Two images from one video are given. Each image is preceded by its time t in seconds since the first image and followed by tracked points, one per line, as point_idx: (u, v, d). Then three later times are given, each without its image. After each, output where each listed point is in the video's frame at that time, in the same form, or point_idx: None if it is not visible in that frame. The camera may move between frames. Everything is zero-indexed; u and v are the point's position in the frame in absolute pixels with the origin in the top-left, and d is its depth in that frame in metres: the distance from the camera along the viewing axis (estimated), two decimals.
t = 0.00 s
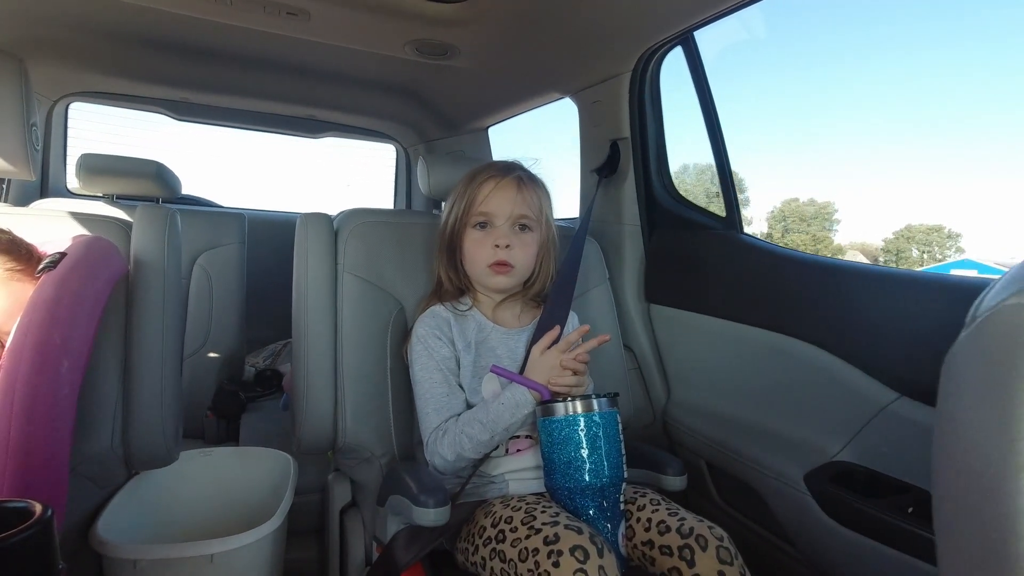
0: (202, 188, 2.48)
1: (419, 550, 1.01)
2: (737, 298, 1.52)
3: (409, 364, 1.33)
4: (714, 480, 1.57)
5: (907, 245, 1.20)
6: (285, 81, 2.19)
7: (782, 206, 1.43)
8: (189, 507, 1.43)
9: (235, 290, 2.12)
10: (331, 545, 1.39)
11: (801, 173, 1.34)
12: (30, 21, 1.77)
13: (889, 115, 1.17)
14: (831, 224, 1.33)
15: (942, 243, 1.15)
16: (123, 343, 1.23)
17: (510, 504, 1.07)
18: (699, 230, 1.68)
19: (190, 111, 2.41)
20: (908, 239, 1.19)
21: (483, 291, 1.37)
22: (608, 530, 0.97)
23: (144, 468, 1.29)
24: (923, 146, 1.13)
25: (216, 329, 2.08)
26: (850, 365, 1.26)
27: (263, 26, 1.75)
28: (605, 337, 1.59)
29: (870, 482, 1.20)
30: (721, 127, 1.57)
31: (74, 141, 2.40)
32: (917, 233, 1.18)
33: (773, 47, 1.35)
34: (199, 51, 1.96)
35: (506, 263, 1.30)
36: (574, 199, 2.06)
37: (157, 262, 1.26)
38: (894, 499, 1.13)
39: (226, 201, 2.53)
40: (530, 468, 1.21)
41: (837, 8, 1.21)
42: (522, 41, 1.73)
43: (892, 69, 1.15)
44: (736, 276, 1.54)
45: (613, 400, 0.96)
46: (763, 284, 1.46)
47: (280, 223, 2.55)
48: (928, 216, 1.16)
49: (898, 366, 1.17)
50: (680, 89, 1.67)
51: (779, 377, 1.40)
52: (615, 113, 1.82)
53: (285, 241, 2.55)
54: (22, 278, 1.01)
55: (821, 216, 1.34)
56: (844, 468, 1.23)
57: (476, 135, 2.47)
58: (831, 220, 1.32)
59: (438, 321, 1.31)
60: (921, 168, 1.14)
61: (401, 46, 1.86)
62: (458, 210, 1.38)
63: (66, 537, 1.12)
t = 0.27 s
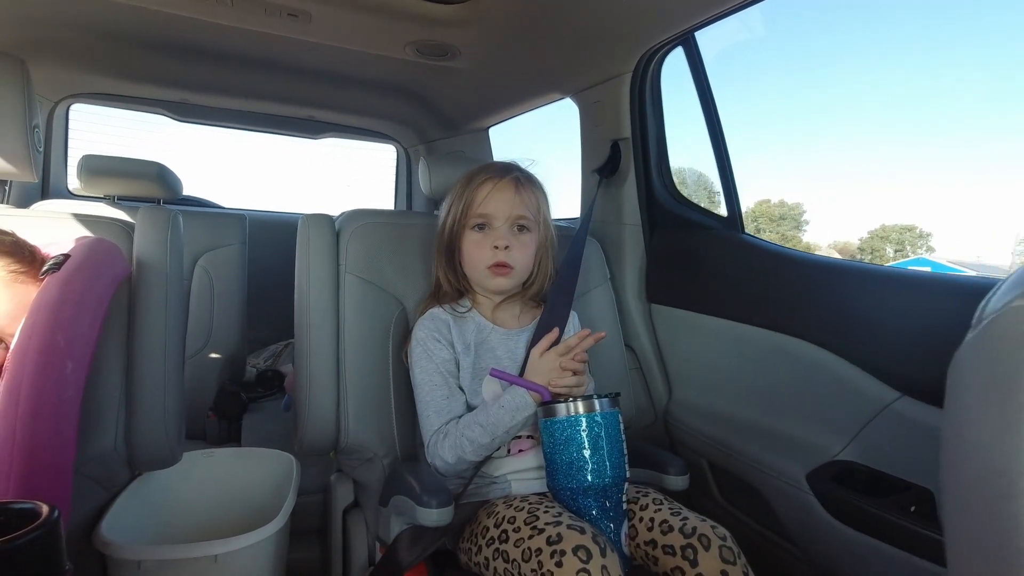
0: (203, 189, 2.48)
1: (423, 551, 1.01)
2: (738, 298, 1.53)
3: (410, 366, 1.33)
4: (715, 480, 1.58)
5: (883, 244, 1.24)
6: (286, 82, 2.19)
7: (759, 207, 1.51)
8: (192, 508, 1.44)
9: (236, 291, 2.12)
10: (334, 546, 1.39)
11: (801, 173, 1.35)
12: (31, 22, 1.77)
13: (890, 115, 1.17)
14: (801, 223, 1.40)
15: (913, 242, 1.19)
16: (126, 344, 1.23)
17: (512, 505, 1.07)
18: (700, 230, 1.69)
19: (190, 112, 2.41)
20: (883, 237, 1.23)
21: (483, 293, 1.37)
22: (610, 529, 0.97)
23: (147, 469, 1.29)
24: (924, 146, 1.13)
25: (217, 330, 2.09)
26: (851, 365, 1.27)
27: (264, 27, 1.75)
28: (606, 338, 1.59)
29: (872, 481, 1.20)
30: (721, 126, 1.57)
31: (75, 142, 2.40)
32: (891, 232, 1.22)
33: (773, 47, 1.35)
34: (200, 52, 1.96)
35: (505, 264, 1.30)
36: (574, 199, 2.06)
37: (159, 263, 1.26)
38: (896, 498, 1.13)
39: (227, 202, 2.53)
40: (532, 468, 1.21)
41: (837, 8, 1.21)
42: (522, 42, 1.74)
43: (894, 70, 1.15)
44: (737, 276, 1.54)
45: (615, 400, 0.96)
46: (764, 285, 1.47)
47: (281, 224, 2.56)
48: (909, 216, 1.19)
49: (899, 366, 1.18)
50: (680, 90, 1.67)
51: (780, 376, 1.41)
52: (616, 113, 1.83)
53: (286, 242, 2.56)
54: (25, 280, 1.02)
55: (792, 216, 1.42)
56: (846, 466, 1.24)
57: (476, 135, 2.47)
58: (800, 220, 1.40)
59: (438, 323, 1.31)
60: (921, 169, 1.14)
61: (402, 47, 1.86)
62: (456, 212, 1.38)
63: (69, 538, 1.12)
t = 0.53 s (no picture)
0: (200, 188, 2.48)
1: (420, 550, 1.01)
2: (735, 297, 1.53)
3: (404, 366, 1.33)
4: (713, 478, 1.58)
5: (857, 244, 1.28)
6: (284, 80, 2.19)
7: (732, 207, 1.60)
8: (190, 506, 1.44)
9: (234, 290, 2.12)
10: (332, 544, 1.39)
11: (797, 173, 1.35)
12: (29, 21, 1.77)
13: (886, 115, 1.17)
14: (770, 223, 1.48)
15: (885, 243, 1.23)
16: (123, 343, 1.24)
17: (509, 504, 1.07)
18: (696, 229, 1.69)
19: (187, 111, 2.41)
20: (857, 238, 1.28)
21: (475, 291, 1.38)
22: (606, 528, 0.98)
23: (145, 468, 1.30)
24: (919, 145, 1.13)
25: (215, 329, 2.09)
26: (847, 363, 1.27)
27: (261, 26, 1.75)
28: (603, 336, 1.59)
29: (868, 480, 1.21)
30: (719, 125, 1.57)
31: (72, 141, 2.40)
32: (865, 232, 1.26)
33: (770, 47, 1.35)
34: (198, 51, 1.96)
35: (496, 261, 1.30)
36: (572, 197, 2.07)
37: (156, 263, 1.26)
38: (892, 496, 1.13)
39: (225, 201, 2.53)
40: (529, 468, 1.21)
41: (834, 8, 1.22)
42: (520, 41, 1.74)
43: (892, 69, 1.15)
44: (733, 275, 1.54)
45: (610, 400, 0.96)
46: (761, 283, 1.47)
47: (278, 223, 2.55)
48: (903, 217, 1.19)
49: (895, 364, 1.18)
50: (677, 89, 1.68)
51: (776, 375, 1.41)
52: (613, 112, 1.83)
53: (284, 240, 2.55)
54: (22, 279, 1.02)
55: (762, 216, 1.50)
56: (842, 464, 1.24)
57: (474, 134, 2.47)
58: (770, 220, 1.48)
59: (431, 323, 1.31)
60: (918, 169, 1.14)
61: (399, 46, 1.86)
62: (446, 211, 1.39)
63: (67, 537, 1.12)
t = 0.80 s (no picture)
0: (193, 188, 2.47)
1: (415, 551, 1.01)
2: (730, 297, 1.53)
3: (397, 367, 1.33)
4: (709, 478, 1.58)
5: (830, 244, 1.33)
6: (278, 80, 2.18)
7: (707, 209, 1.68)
8: (183, 508, 1.43)
9: (227, 290, 2.11)
10: (326, 546, 1.38)
11: (793, 172, 1.35)
12: (20, 19, 1.75)
13: (882, 115, 1.17)
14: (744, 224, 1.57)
15: (857, 243, 1.27)
16: (115, 344, 1.23)
17: (504, 505, 1.07)
18: (691, 229, 1.69)
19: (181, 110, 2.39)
20: (829, 238, 1.32)
21: (468, 292, 1.37)
22: (602, 529, 0.97)
23: (137, 470, 1.28)
24: (914, 145, 1.13)
25: (209, 329, 2.07)
26: (843, 363, 1.27)
27: (255, 24, 1.74)
28: (598, 336, 1.59)
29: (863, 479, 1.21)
30: (714, 125, 1.57)
31: (64, 140, 2.38)
32: (838, 233, 1.30)
33: (765, 47, 1.35)
34: (191, 50, 1.95)
35: (489, 262, 1.30)
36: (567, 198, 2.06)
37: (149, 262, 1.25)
38: (887, 495, 1.13)
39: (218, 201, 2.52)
40: (524, 469, 1.21)
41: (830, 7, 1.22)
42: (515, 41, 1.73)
43: (887, 68, 1.15)
44: (728, 275, 1.54)
45: (606, 400, 0.96)
46: (755, 283, 1.47)
47: (273, 222, 2.54)
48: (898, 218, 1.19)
49: (890, 364, 1.18)
50: (673, 89, 1.67)
51: (772, 375, 1.41)
52: (609, 112, 1.83)
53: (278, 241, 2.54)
54: (12, 279, 0.99)
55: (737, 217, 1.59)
56: (838, 464, 1.24)
57: (469, 134, 2.47)
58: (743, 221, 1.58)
59: (424, 325, 1.31)
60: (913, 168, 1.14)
61: (394, 45, 1.86)
62: (438, 212, 1.38)
63: (58, 539, 1.11)
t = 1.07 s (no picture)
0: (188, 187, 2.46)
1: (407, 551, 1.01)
2: (723, 298, 1.53)
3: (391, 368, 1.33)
4: (702, 479, 1.58)
5: (804, 243, 1.37)
6: (272, 79, 2.18)
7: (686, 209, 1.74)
8: (174, 509, 1.42)
9: (221, 290, 2.10)
10: (319, 547, 1.38)
11: (785, 174, 1.35)
12: (12, 17, 1.75)
13: (873, 117, 1.18)
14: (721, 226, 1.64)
15: (829, 241, 1.31)
16: (107, 344, 1.22)
17: (496, 505, 1.07)
18: (685, 230, 1.69)
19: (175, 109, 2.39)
20: (803, 239, 1.36)
21: (463, 292, 1.37)
22: (593, 530, 0.98)
23: (128, 470, 1.28)
24: (905, 147, 1.14)
25: (202, 330, 2.07)
26: (834, 364, 1.27)
27: (249, 24, 1.74)
28: (591, 337, 1.59)
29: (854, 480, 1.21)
30: (708, 126, 1.57)
31: (56, 139, 2.37)
32: (813, 233, 1.33)
33: (758, 49, 1.36)
34: (185, 49, 1.94)
35: (485, 261, 1.30)
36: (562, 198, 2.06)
37: (141, 263, 1.25)
38: (878, 496, 1.14)
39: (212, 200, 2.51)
40: (516, 470, 1.21)
41: (821, 10, 1.22)
42: (509, 41, 1.73)
43: (877, 70, 1.16)
44: (722, 276, 1.54)
45: (599, 401, 0.96)
46: (748, 283, 1.47)
47: (267, 222, 2.54)
48: (890, 220, 1.19)
49: (881, 364, 1.19)
50: (666, 90, 1.68)
51: (764, 376, 1.41)
52: (603, 113, 1.83)
53: (272, 241, 2.53)
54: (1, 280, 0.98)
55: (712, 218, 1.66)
56: (829, 465, 1.24)
57: (464, 134, 2.47)
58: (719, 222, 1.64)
59: (419, 325, 1.31)
60: (903, 170, 1.15)
61: (388, 45, 1.85)
62: (434, 211, 1.38)
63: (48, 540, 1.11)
